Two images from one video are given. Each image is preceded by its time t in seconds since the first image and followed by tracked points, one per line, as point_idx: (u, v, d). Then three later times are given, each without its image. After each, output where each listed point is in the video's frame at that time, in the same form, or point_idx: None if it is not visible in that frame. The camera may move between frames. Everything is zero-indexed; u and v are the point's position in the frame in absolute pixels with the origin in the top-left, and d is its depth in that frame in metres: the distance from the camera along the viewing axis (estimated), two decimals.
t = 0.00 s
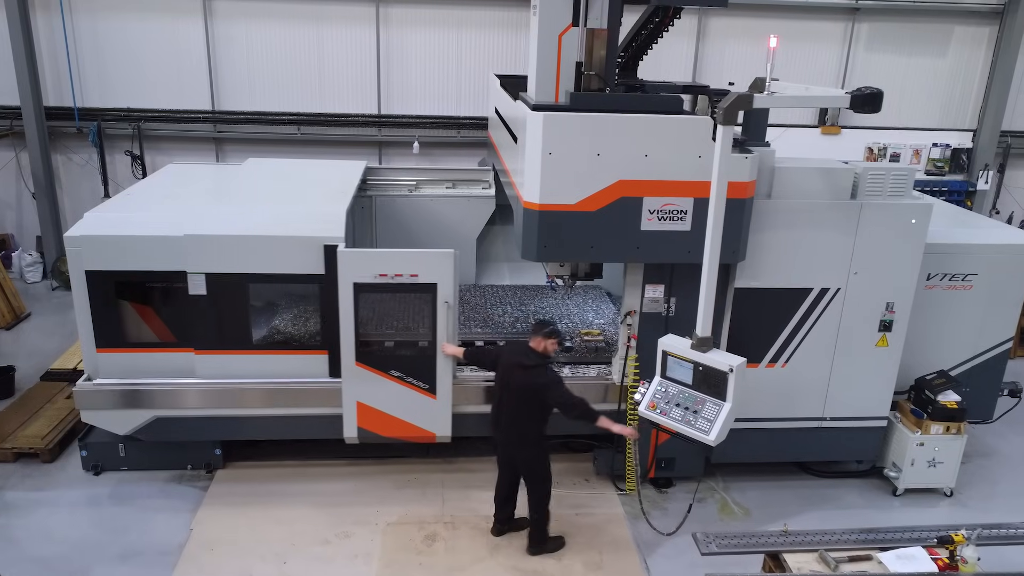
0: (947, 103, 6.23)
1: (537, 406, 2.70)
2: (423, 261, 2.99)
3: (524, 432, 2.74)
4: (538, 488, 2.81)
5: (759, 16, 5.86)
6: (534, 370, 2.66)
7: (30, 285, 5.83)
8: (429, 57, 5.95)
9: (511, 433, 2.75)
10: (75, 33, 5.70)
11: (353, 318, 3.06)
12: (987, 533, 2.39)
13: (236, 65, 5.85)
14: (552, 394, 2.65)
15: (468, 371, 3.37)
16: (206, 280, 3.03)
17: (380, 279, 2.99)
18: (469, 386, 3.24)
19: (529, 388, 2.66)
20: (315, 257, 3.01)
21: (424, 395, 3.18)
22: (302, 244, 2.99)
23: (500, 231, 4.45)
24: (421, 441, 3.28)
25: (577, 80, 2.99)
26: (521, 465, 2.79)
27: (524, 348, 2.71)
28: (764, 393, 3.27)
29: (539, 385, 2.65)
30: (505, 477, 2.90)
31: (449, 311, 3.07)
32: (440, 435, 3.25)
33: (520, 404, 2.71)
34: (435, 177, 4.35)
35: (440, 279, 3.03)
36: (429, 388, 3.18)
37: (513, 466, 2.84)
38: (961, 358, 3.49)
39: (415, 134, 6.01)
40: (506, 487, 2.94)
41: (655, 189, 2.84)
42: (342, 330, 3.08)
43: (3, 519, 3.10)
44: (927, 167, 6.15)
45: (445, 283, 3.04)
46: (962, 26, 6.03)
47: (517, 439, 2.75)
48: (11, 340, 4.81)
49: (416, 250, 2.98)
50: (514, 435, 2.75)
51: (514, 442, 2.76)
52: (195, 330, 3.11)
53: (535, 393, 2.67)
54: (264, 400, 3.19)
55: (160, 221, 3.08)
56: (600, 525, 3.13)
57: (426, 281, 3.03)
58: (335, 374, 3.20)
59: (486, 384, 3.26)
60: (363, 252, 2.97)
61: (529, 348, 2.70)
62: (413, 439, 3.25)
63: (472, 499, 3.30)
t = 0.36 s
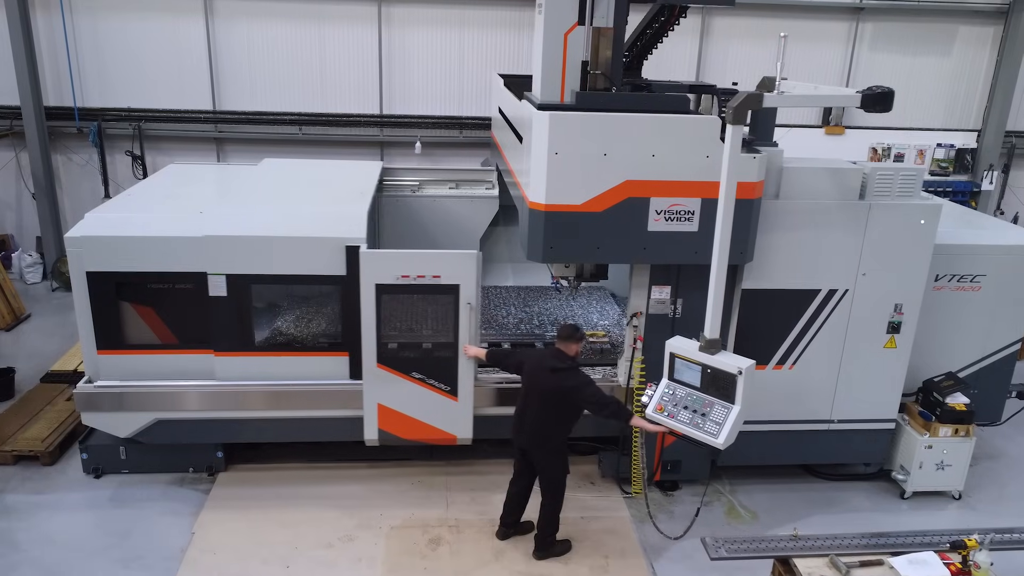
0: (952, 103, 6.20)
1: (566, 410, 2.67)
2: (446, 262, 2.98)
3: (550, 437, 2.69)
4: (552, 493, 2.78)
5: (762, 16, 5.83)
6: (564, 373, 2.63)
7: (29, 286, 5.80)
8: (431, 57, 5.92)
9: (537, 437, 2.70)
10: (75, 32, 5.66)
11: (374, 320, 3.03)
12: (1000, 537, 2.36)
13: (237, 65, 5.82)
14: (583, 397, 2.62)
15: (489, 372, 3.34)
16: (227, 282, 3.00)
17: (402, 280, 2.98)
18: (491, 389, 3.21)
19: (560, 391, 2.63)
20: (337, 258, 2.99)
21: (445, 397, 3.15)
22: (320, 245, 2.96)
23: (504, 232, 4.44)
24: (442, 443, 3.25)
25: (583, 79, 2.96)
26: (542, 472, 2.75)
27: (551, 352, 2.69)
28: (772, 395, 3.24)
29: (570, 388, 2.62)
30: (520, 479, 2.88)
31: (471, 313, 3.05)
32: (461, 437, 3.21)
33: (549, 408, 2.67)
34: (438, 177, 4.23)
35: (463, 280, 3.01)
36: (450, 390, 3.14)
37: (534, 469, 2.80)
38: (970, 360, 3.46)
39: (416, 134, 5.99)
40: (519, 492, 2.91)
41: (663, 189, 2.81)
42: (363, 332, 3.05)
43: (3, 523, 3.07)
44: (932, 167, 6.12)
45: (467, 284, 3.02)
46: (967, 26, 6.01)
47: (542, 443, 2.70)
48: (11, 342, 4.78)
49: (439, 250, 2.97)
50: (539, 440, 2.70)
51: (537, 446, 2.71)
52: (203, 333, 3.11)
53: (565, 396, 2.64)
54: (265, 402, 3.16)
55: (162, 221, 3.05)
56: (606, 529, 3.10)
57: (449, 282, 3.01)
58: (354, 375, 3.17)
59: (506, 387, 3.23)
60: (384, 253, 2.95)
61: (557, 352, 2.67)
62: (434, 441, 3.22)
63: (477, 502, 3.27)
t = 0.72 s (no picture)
0: (956, 104, 6.19)
1: (578, 413, 2.64)
2: (469, 264, 2.94)
3: (564, 441, 2.67)
4: (561, 497, 2.76)
5: (765, 15, 5.81)
6: (577, 375, 2.61)
7: (30, 287, 5.77)
8: (434, 57, 5.90)
9: (550, 440, 2.67)
10: (76, 32, 5.64)
11: (396, 321, 3.00)
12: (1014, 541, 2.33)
13: (239, 65, 5.80)
14: (595, 401, 2.59)
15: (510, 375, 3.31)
16: (248, 284, 2.98)
17: (425, 281, 2.94)
18: (505, 391, 3.19)
19: (572, 394, 2.61)
20: (360, 259, 2.96)
21: (467, 400, 3.11)
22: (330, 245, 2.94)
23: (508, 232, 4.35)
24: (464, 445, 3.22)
25: (588, 78, 2.93)
26: (553, 475, 2.73)
27: (564, 354, 2.66)
28: (779, 397, 3.21)
29: (582, 392, 2.60)
30: (529, 482, 2.85)
31: (495, 314, 3.01)
32: (483, 439, 3.18)
33: (561, 412, 2.64)
34: (442, 178, 4.18)
35: (486, 281, 2.98)
36: (473, 392, 3.11)
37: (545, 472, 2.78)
38: (978, 362, 3.44)
39: (419, 134, 5.97)
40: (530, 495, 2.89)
41: (671, 190, 2.78)
42: (385, 333, 3.01)
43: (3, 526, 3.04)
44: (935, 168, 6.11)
45: (491, 285, 2.98)
46: (971, 26, 5.99)
47: (556, 447, 2.67)
48: (11, 343, 4.75)
49: (463, 251, 2.93)
50: (552, 443, 2.67)
51: (550, 450, 2.68)
52: (203, 334, 3.08)
53: (576, 400, 2.61)
54: (267, 405, 3.13)
55: (164, 221, 3.03)
56: (612, 532, 3.08)
57: (472, 283, 2.98)
58: (376, 377, 3.16)
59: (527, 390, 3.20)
60: (407, 253, 2.91)
61: (569, 354, 2.65)
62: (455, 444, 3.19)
63: (481, 505, 3.25)
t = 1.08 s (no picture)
0: (960, 104, 6.18)
1: (589, 417, 2.62)
2: (491, 265, 2.95)
3: (576, 445, 2.65)
4: (572, 501, 2.75)
5: (769, 15, 5.80)
6: (586, 380, 2.59)
7: (30, 287, 5.75)
8: (437, 57, 5.88)
9: (562, 444, 2.66)
10: (77, 32, 5.62)
11: (420, 322, 3.01)
12: None
13: (241, 65, 5.78)
14: (604, 406, 2.57)
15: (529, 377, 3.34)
16: (270, 284, 2.98)
17: (448, 282, 2.95)
18: (526, 391, 3.22)
19: (582, 399, 2.59)
20: (381, 261, 2.96)
21: (488, 401, 3.12)
22: (336, 245, 2.92)
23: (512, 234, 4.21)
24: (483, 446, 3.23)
25: (594, 78, 2.91)
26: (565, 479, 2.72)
27: (574, 358, 2.64)
28: (784, 398, 3.20)
29: (591, 398, 2.58)
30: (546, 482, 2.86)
31: (517, 315, 3.03)
32: (504, 440, 3.19)
33: (571, 416, 2.63)
34: (445, 178, 4.13)
35: (508, 283, 2.99)
36: (494, 393, 3.12)
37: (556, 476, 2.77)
38: (985, 363, 3.43)
39: (421, 134, 5.95)
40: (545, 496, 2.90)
41: (679, 190, 2.77)
42: (408, 334, 3.02)
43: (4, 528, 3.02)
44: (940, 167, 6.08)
45: (513, 286, 2.99)
46: (975, 26, 5.98)
47: (569, 452, 2.66)
48: (12, 344, 4.73)
49: (484, 253, 2.95)
50: (565, 447, 2.66)
51: (563, 454, 2.68)
52: (203, 335, 3.06)
53: (586, 405, 2.59)
54: (270, 406, 3.11)
55: (168, 221, 3.02)
56: (618, 534, 3.06)
57: (494, 284, 2.98)
58: (398, 379, 3.16)
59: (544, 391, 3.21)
60: (431, 254, 2.93)
61: (579, 359, 2.63)
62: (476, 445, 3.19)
63: (486, 506, 3.23)
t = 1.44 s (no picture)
0: (963, 104, 6.18)
1: (603, 419, 2.62)
2: (505, 265, 2.94)
3: (589, 445, 2.64)
4: (581, 501, 2.72)
5: (773, 15, 5.79)
6: (601, 382, 2.58)
7: (32, 287, 5.74)
8: (439, 57, 5.87)
9: (575, 444, 2.66)
10: (80, 32, 5.61)
11: (435, 321, 3.00)
12: None
13: (244, 65, 5.77)
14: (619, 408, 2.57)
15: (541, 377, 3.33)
16: (285, 284, 2.96)
17: (462, 282, 2.94)
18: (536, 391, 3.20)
19: (597, 401, 2.59)
20: (396, 260, 2.95)
21: (501, 401, 3.12)
22: (341, 246, 2.91)
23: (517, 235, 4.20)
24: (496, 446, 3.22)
25: (601, 78, 2.90)
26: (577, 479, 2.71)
27: (590, 360, 2.64)
28: (789, 399, 3.19)
29: (608, 400, 2.57)
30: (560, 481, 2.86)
31: (531, 315, 3.02)
32: (517, 441, 3.18)
33: (586, 417, 2.62)
34: (449, 179, 4.11)
35: (523, 283, 2.98)
36: (507, 394, 3.11)
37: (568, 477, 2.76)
38: (992, 364, 3.43)
39: (424, 134, 5.94)
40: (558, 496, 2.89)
41: (685, 190, 2.76)
42: (422, 335, 3.01)
43: (8, 529, 3.01)
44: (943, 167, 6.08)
45: (529, 286, 2.98)
46: (978, 26, 5.98)
47: (582, 451, 2.65)
48: (15, 344, 4.72)
49: (499, 253, 2.94)
50: (579, 447, 2.65)
51: (576, 454, 2.67)
52: (209, 335, 3.05)
53: (602, 406, 2.59)
54: (273, 406, 3.09)
55: (173, 221, 3.01)
56: (624, 535, 3.05)
57: (508, 284, 2.98)
58: (409, 379, 3.15)
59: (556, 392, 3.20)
60: (447, 254, 2.92)
61: (595, 360, 2.62)
62: (488, 445, 3.19)
63: (492, 507, 3.22)
